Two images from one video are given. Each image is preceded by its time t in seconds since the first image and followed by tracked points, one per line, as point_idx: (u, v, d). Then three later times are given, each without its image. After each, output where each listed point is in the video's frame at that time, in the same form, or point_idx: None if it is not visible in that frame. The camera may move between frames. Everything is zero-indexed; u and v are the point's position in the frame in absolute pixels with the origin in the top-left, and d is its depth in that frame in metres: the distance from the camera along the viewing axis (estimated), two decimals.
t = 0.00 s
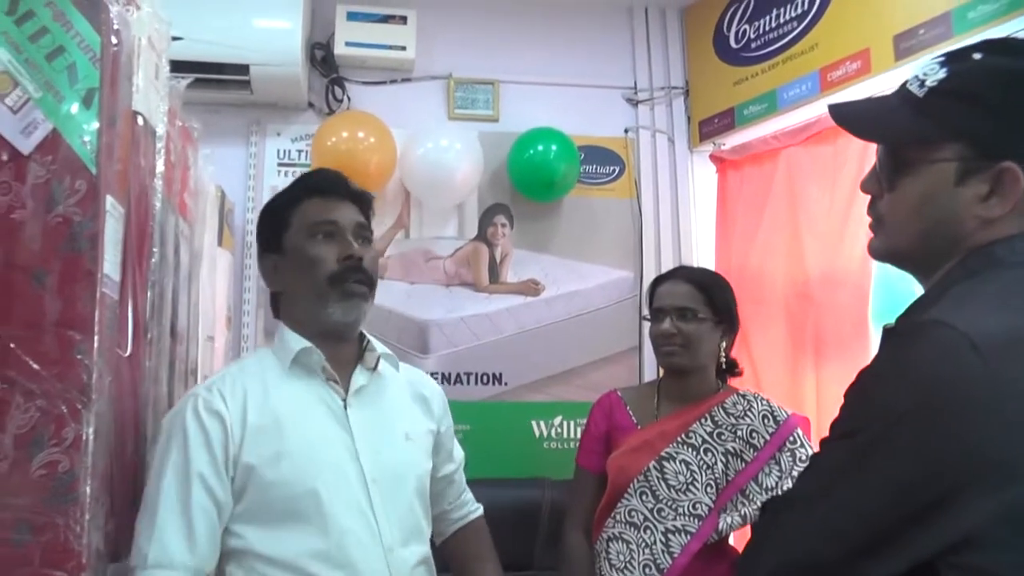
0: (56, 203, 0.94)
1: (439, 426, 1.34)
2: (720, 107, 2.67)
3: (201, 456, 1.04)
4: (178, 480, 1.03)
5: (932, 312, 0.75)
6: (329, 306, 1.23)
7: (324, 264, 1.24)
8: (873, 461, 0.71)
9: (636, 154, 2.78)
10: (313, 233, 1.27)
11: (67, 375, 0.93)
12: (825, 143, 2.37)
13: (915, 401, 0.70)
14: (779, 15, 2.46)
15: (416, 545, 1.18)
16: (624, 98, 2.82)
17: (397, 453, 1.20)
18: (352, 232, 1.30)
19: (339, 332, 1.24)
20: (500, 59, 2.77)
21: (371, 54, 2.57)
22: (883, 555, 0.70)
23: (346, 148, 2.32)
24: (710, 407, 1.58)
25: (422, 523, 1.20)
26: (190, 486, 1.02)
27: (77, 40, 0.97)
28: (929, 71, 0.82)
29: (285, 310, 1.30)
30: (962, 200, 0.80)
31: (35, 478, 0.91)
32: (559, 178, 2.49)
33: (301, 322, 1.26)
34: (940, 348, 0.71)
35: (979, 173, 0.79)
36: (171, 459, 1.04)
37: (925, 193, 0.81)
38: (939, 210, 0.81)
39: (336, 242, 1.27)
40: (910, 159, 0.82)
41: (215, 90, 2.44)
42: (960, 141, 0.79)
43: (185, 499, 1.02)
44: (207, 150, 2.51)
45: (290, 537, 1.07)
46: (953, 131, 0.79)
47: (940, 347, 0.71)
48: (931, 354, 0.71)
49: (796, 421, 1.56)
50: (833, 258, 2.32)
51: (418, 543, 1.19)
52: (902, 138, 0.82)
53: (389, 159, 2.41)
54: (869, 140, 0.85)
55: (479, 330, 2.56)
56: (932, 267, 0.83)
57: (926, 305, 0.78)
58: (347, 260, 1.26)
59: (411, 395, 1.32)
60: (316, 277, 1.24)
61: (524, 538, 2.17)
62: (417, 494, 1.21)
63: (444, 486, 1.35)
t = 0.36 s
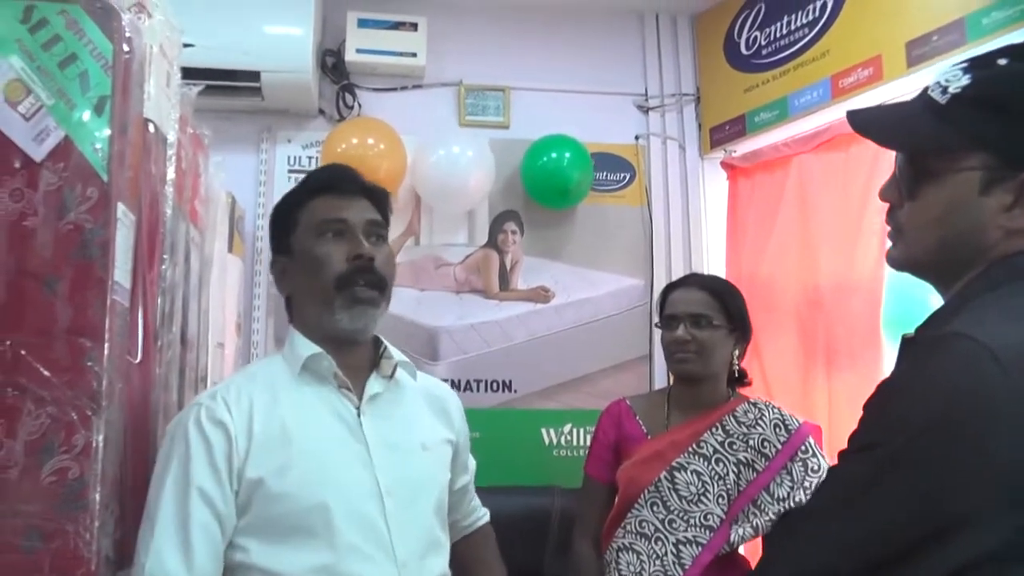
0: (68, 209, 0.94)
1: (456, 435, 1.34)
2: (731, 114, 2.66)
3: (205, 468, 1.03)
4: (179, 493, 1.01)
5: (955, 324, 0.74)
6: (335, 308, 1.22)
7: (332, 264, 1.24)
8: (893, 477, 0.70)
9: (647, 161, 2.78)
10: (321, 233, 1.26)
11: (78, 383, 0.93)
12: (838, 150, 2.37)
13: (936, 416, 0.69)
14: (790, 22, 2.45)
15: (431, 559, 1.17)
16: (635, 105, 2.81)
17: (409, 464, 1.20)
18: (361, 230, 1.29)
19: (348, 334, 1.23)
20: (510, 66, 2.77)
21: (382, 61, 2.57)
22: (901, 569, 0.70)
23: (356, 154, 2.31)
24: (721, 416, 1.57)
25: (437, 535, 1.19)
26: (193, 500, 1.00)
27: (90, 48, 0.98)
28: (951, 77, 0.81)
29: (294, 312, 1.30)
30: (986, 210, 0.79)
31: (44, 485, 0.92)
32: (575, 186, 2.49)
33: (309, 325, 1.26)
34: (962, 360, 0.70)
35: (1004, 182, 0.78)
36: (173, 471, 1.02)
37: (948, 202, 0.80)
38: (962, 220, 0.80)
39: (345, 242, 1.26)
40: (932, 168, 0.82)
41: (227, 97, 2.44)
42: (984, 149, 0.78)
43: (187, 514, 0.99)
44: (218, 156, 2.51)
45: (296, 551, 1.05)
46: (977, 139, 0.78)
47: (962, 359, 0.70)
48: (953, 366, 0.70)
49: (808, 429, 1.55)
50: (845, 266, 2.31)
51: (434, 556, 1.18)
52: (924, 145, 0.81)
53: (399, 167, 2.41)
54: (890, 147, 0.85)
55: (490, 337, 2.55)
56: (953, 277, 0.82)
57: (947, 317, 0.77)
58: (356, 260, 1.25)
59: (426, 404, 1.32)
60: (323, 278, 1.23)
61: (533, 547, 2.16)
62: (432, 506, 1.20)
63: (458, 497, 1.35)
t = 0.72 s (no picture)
0: (81, 215, 0.97)
1: (530, 449, 1.29)
2: (744, 120, 2.64)
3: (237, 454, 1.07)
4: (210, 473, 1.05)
5: (995, 327, 0.72)
6: (402, 308, 1.23)
7: (402, 265, 1.26)
8: (926, 489, 0.69)
9: (661, 167, 2.76)
10: (393, 234, 1.29)
11: (90, 389, 0.95)
12: (854, 156, 2.35)
13: (971, 422, 0.68)
14: (804, 26, 2.44)
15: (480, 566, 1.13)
16: (648, 110, 2.80)
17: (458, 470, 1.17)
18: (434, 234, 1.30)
19: (415, 335, 1.24)
20: (523, 71, 2.76)
21: (395, 67, 2.57)
22: None
23: (370, 161, 2.32)
24: (738, 423, 1.56)
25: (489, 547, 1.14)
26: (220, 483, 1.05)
27: (102, 53, 1.01)
28: (982, 70, 0.79)
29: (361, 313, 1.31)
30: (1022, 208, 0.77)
31: (58, 491, 0.93)
32: (589, 191, 2.48)
33: (375, 325, 1.27)
34: (1001, 366, 0.68)
35: None
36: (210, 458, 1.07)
37: (982, 199, 0.79)
38: (996, 219, 0.78)
39: (416, 244, 1.28)
40: (965, 165, 0.80)
41: (239, 103, 2.44)
42: (1019, 147, 0.77)
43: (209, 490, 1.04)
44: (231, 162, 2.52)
45: (324, 550, 1.06)
46: (1011, 136, 0.77)
47: (1001, 365, 0.68)
48: (990, 372, 0.69)
49: (825, 436, 1.54)
50: (860, 273, 2.29)
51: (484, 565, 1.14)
52: (954, 140, 0.80)
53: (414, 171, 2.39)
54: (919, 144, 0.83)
55: (503, 344, 2.54)
56: (985, 277, 0.81)
57: (985, 322, 0.75)
58: (426, 262, 1.26)
59: (494, 414, 1.29)
60: (392, 278, 1.25)
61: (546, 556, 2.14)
62: (484, 517, 1.16)
63: (535, 529, 1.26)
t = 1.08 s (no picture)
0: (97, 220, 0.96)
1: (602, 461, 1.25)
2: (761, 124, 2.62)
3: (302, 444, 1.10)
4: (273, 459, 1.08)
5: None
6: (490, 306, 1.23)
7: (494, 261, 1.25)
8: (958, 481, 0.73)
9: (677, 172, 2.75)
10: (484, 229, 1.28)
11: (106, 395, 0.94)
12: (872, 159, 2.34)
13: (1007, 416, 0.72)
14: (821, 28, 2.42)
15: None
16: (664, 115, 2.78)
17: (521, 475, 1.15)
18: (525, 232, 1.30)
19: (503, 333, 1.24)
20: (538, 77, 2.76)
21: (410, 73, 2.57)
22: None
23: (389, 167, 2.31)
24: (756, 425, 1.68)
25: (549, 559, 1.11)
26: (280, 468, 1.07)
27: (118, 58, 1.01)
28: None
29: (444, 306, 1.31)
30: None
31: (74, 499, 0.92)
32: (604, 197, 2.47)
33: (458, 319, 1.27)
34: None
35: None
36: (276, 446, 1.09)
37: None
38: None
39: (508, 241, 1.27)
40: (1010, 158, 0.84)
41: (253, 110, 2.44)
42: None
43: (270, 471, 1.06)
44: (246, 169, 2.51)
45: (379, 550, 1.05)
46: None
47: None
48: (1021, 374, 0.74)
49: (839, 436, 1.70)
50: (878, 276, 2.27)
51: None
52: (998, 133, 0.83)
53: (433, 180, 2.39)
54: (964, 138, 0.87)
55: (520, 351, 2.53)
56: None
57: None
58: (518, 260, 1.25)
59: (568, 423, 1.26)
60: (481, 274, 1.24)
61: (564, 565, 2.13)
62: (546, 528, 1.13)
63: (605, 546, 1.22)
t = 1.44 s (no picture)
0: (117, 219, 0.95)
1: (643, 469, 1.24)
2: (784, 119, 2.59)
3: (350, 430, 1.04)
4: (315, 449, 1.02)
5: None
6: (562, 308, 1.19)
7: (567, 261, 1.20)
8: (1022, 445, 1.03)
9: (699, 168, 2.71)
10: (551, 226, 1.23)
11: (128, 396, 0.93)
12: (899, 154, 2.30)
13: None
14: (846, 21, 2.39)
15: None
16: (685, 111, 2.75)
17: (576, 479, 1.13)
18: (587, 232, 1.26)
19: (568, 336, 1.20)
20: (558, 74, 2.73)
21: (429, 71, 2.55)
22: None
23: (410, 167, 2.30)
24: (770, 422, 1.67)
25: (602, 562, 1.11)
26: (326, 460, 1.02)
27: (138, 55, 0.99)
28: None
29: (499, 301, 1.25)
30: None
31: (94, 501, 0.90)
32: (623, 195, 2.45)
33: (519, 318, 1.22)
34: None
35: None
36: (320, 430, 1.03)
37: None
38: None
39: (575, 240, 1.23)
40: None
41: (272, 109, 2.43)
42: None
43: (311, 474, 1.01)
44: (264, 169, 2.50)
45: (430, 550, 1.02)
46: None
47: None
48: None
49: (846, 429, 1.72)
50: (907, 273, 2.23)
51: None
52: None
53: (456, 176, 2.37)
54: None
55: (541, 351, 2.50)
56: None
57: None
58: (588, 262, 1.21)
59: (614, 426, 1.24)
60: (554, 274, 1.19)
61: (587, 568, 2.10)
62: (599, 534, 1.12)
63: (639, 547, 1.23)
